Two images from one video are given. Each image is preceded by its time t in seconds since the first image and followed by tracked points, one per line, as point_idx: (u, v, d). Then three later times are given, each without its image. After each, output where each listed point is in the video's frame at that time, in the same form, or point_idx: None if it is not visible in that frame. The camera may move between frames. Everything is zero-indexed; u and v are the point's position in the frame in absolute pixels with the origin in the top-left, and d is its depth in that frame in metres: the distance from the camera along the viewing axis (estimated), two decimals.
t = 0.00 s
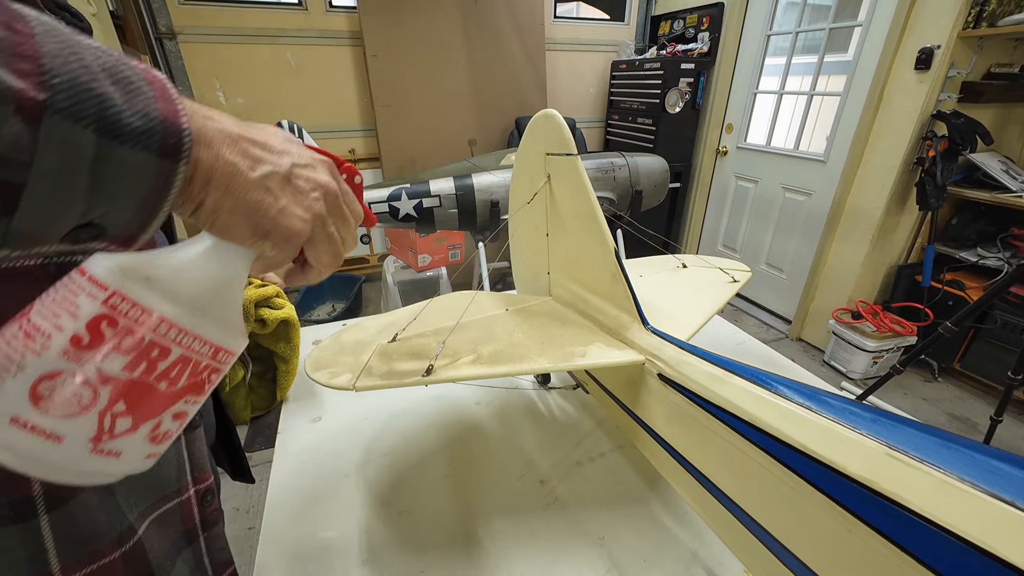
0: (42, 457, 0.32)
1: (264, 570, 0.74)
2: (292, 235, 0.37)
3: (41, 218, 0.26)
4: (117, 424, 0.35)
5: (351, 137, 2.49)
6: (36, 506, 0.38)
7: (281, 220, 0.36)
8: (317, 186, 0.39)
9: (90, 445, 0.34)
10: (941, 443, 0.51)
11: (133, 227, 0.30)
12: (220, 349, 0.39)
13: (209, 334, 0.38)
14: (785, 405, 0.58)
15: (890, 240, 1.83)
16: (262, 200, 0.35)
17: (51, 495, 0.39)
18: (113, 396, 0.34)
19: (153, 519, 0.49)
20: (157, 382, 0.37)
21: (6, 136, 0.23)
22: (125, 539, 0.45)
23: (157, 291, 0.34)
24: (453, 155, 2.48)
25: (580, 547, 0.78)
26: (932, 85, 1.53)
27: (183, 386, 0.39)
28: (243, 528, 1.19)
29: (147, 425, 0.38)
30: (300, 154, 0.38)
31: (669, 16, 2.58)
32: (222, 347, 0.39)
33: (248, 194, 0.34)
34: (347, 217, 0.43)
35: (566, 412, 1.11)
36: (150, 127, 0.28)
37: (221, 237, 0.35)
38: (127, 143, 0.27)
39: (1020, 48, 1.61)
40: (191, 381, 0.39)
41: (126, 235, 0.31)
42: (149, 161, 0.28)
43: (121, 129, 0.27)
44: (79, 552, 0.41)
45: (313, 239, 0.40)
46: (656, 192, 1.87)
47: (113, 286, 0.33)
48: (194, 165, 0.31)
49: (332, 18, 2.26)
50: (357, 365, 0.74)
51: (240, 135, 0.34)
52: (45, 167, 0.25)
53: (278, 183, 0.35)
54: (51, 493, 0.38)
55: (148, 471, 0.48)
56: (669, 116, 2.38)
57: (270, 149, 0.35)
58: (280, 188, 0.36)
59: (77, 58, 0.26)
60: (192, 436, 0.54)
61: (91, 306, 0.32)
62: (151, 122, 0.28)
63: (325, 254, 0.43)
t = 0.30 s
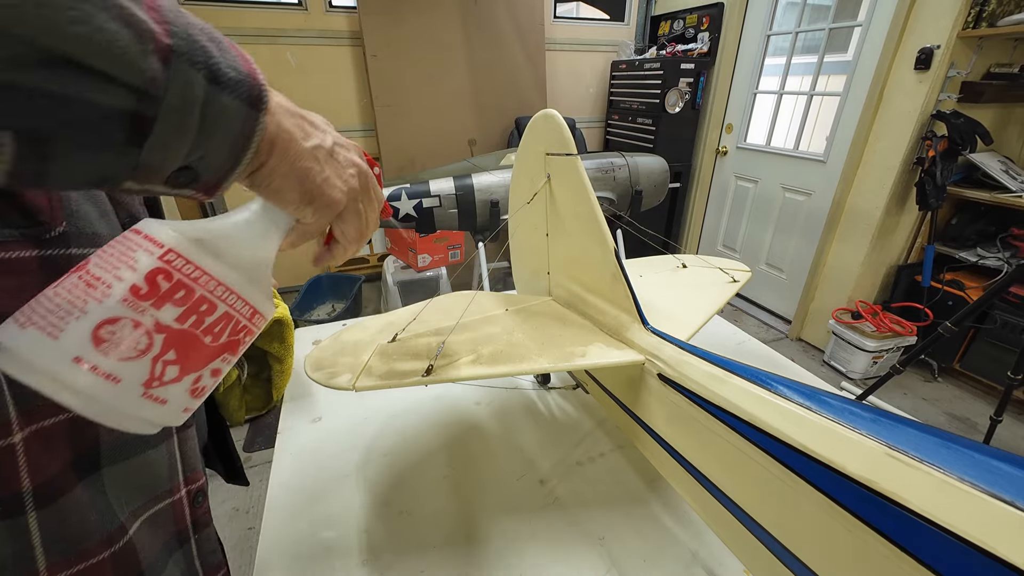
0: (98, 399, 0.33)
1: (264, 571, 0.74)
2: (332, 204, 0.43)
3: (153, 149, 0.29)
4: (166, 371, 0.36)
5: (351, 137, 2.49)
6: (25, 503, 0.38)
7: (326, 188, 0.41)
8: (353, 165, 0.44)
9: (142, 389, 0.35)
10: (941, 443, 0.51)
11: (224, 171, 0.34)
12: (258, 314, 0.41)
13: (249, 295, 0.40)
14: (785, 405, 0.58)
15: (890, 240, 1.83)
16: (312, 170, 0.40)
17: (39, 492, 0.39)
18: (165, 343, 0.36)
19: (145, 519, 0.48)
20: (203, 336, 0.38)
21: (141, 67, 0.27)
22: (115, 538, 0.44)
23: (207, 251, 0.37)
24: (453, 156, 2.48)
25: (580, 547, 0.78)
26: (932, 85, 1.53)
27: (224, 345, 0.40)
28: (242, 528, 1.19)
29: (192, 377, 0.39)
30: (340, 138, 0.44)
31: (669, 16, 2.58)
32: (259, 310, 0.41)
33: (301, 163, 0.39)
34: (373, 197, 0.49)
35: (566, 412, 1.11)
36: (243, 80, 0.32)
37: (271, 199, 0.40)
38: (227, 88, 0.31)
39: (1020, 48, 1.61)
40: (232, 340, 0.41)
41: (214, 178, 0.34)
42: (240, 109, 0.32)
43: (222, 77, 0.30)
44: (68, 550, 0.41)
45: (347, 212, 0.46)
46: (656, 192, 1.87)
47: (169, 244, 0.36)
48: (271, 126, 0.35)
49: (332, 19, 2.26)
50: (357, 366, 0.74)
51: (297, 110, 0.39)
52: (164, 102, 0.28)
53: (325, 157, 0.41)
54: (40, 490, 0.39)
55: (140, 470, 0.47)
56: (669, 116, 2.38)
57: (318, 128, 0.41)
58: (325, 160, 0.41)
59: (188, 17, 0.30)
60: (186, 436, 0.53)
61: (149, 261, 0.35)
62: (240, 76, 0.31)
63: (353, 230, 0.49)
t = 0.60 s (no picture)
0: (155, 404, 0.37)
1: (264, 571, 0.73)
2: (343, 223, 0.48)
3: (205, 176, 0.33)
4: (213, 380, 0.40)
5: (351, 137, 2.49)
6: (37, 494, 0.38)
7: (339, 210, 0.46)
8: (360, 188, 0.50)
9: (193, 396, 0.39)
10: (941, 443, 0.51)
11: (255, 198, 0.38)
12: (285, 322, 0.46)
13: (277, 305, 0.44)
14: (785, 405, 0.58)
15: (890, 240, 1.83)
16: (328, 196, 0.45)
17: (51, 484, 0.39)
18: (213, 354, 0.40)
19: (150, 513, 0.48)
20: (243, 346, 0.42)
21: (205, 109, 0.31)
22: (123, 531, 0.44)
23: (241, 270, 0.41)
24: (453, 156, 2.48)
25: (580, 548, 0.78)
26: (931, 85, 1.53)
27: (260, 353, 0.44)
28: (242, 528, 1.19)
29: (234, 383, 0.42)
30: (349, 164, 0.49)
31: (669, 16, 2.58)
32: (286, 319, 0.46)
33: (320, 190, 0.44)
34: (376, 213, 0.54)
35: (566, 412, 1.11)
36: (279, 118, 0.36)
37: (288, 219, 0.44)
38: (267, 126, 0.35)
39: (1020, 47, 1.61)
40: (265, 348, 0.44)
41: (245, 204, 0.37)
42: (275, 144, 0.36)
43: (265, 117, 0.35)
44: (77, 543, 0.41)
45: (355, 229, 0.51)
46: (656, 192, 1.87)
47: (210, 263, 0.39)
48: (298, 160, 0.39)
49: (332, 19, 2.26)
50: (357, 366, 0.74)
51: (313, 140, 0.43)
52: (219, 138, 0.32)
53: (338, 183, 0.46)
54: (52, 481, 0.39)
55: (144, 465, 0.47)
56: (669, 116, 2.38)
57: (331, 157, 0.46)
58: (338, 185, 0.46)
59: (237, 67, 0.35)
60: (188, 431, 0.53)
61: (192, 279, 0.38)
62: (278, 115, 0.36)
63: (359, 243, 0.54)
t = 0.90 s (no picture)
0: (167, 382, 0.37)
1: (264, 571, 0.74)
2: (353, 227, 0.48)
3: (233, 197, 0.33)
4: (222, 363, 0.40)
5: (351, 137, 2.49)
6: (41, 495, 0.38)
7: (350, 215, 0.47)
8: (369, 192, 0.50)
9: (202, 376, 0.39)
10: (941, 443, 0.51)
11: (273, 211, 0.38)
12: (290, 314, 0.47)
13: (285, 298, 0.46)
14: (784, 405, 0.58)
15: (890, 240, 1.83)
16: (340, 202, 0.45)
17: (55, 485, 0.39)
18: (224, 337, 0.40)
19: (153, 513, 0.48)
20: (252, 332, 0.43)
21: (238, 140, 0.31)
22: (125, 531, 0.45)
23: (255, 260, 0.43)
24: (452, 155, 2.48)
25: (580, 548, 0.78)
26: (931, 85, 1.53)
27: (265, 342, 0.45)
28: (242, 529, 1.19)
29: (240, 369, 0.42)
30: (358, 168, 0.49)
31: (669, 16, 2.58)
32: (292, 312, 0.47)
33: (333, 196, 0.44)
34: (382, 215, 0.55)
35: (566, 412, 1.11)
36: (299, 138, 0.36)
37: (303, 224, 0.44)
38: (288, 147, 0.35)
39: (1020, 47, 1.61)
40: (270, 338, 0.45)
41: (265, 216, 0.38)
42: (295, 162, 0.36)
43: (286, 140, 0.35)
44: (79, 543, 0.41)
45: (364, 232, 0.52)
46: (656, 192, 1.87)
47: (226, 253, 0.42)
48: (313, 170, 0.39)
49: (332, 19, 2.26)
50: (356, 367, 0.74)
51: (324, 148, 0.43)
52: (246, 162, 0.33)
53: (348, 189, 0.46)
54: (55, 482, 0.39)
55: (146, 465, 0.47)
56: (669, 116, 2.38)
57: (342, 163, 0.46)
58: (349, 191, 0.46)
59: (258, 90, 0.34)
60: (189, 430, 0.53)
61: (210, 267, 0.40)
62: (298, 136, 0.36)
63: (366, 245, 0.55)
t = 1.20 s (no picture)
0: (209, 377, 0.38)
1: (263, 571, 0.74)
2: (364, 220, 0.48)
3: (246, 195, 0.33)
4: (259, 358, 0.41)
5: (351, 137, 2.49)
6: (26, 500, 0.38)
7: (360, 209, 0.47)
8: (379, 185, 0.50)
9: (241, 370, 0.40)
10: (941, 443, 0.51)
11: (284, 208, 0.38)
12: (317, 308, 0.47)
13: (311, 291, 0.46)
14: (784, 405, 0.59)
15: (889, 240, 1.83)
16: (351, 197, 0.45)
17: (41, 489, 0.39)
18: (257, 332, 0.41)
19: (148, 516, 0.48)
20: (284, 327, 0.43)
21: (247, 140, 0.31)
22: (117, 536, 0.44)
23: (276, 257, 0.43)
24: (452, 155, 2.48)
25: (580, 548, 0.78)
26: (931, 85, 1.53)
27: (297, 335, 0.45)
28: (242, 529, 1.19)
29: (277, 360, 0.43)
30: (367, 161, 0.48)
31: (669, 16, 2.58)
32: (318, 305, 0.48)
33: (343, 192, 0.44)
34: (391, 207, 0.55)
35: (566, 412, 1.11)
36: (308, 135, 0.36)
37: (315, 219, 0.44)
38: (298, 145, 0.35)
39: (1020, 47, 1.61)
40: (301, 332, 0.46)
41: (278, 212, 0.38)
42: (305, 160, 0.36)
43: (295, 138, 0.35)
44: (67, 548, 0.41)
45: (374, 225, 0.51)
46: (655, 192, 1.87)
47: (249, 253, 0.42)
48: (323, 167, 0.39)
49: (332, 19, 2.26)
50: (356, 367, 0.74)
51: (334, 143, 0.43)
52: (258, 162, 0.33)
53: (358, 183, 0.46)
54: (41, 487, 0.39)
55: (140, 467, 0.47)
56: (669, 116, 2.38)
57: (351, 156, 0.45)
58: (358, 185, 0.46)
59: (267, 89, 0.34)
60: (184, 433, 0.53)
61: (237, 266, 0.40)
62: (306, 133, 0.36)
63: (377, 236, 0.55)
